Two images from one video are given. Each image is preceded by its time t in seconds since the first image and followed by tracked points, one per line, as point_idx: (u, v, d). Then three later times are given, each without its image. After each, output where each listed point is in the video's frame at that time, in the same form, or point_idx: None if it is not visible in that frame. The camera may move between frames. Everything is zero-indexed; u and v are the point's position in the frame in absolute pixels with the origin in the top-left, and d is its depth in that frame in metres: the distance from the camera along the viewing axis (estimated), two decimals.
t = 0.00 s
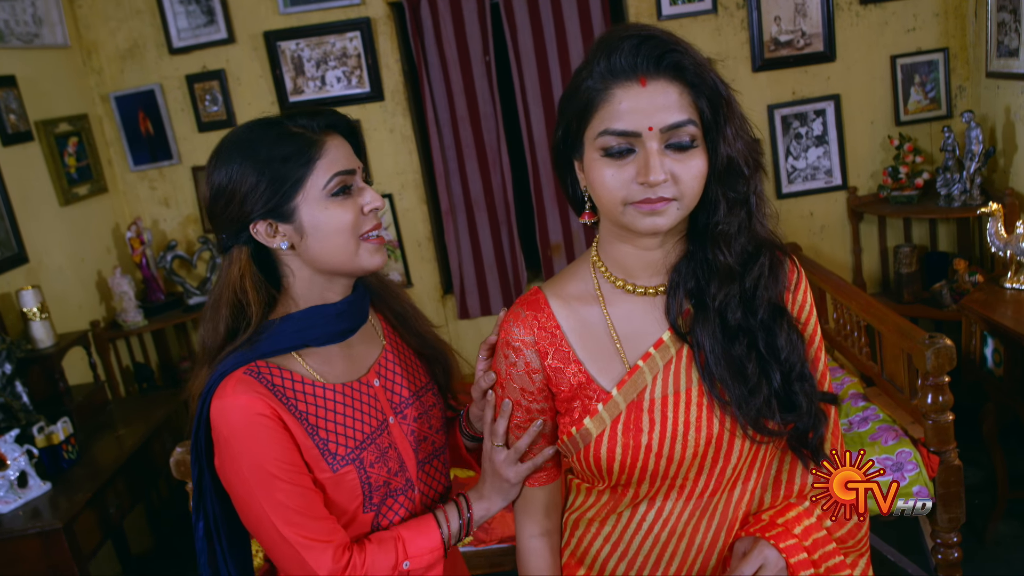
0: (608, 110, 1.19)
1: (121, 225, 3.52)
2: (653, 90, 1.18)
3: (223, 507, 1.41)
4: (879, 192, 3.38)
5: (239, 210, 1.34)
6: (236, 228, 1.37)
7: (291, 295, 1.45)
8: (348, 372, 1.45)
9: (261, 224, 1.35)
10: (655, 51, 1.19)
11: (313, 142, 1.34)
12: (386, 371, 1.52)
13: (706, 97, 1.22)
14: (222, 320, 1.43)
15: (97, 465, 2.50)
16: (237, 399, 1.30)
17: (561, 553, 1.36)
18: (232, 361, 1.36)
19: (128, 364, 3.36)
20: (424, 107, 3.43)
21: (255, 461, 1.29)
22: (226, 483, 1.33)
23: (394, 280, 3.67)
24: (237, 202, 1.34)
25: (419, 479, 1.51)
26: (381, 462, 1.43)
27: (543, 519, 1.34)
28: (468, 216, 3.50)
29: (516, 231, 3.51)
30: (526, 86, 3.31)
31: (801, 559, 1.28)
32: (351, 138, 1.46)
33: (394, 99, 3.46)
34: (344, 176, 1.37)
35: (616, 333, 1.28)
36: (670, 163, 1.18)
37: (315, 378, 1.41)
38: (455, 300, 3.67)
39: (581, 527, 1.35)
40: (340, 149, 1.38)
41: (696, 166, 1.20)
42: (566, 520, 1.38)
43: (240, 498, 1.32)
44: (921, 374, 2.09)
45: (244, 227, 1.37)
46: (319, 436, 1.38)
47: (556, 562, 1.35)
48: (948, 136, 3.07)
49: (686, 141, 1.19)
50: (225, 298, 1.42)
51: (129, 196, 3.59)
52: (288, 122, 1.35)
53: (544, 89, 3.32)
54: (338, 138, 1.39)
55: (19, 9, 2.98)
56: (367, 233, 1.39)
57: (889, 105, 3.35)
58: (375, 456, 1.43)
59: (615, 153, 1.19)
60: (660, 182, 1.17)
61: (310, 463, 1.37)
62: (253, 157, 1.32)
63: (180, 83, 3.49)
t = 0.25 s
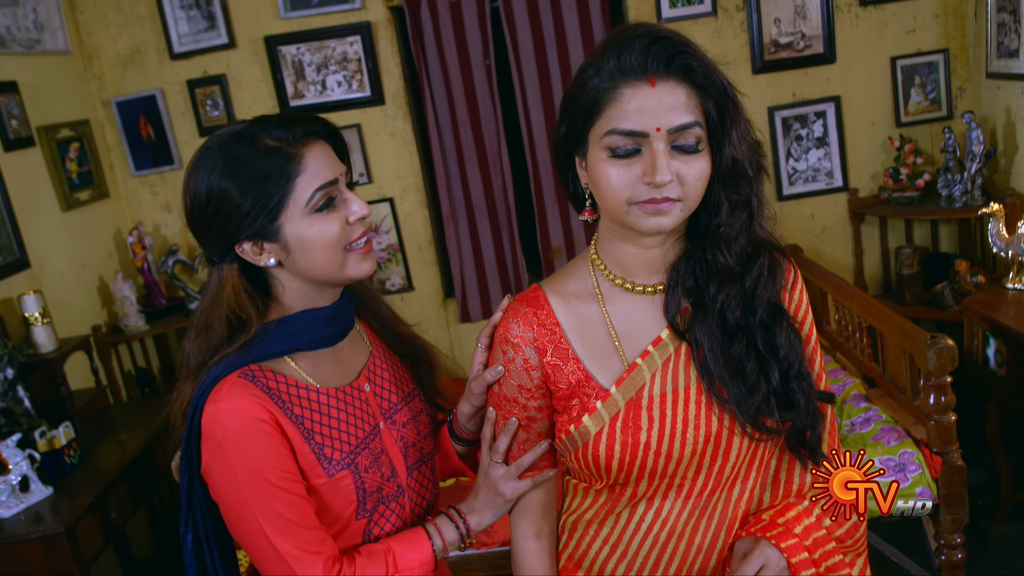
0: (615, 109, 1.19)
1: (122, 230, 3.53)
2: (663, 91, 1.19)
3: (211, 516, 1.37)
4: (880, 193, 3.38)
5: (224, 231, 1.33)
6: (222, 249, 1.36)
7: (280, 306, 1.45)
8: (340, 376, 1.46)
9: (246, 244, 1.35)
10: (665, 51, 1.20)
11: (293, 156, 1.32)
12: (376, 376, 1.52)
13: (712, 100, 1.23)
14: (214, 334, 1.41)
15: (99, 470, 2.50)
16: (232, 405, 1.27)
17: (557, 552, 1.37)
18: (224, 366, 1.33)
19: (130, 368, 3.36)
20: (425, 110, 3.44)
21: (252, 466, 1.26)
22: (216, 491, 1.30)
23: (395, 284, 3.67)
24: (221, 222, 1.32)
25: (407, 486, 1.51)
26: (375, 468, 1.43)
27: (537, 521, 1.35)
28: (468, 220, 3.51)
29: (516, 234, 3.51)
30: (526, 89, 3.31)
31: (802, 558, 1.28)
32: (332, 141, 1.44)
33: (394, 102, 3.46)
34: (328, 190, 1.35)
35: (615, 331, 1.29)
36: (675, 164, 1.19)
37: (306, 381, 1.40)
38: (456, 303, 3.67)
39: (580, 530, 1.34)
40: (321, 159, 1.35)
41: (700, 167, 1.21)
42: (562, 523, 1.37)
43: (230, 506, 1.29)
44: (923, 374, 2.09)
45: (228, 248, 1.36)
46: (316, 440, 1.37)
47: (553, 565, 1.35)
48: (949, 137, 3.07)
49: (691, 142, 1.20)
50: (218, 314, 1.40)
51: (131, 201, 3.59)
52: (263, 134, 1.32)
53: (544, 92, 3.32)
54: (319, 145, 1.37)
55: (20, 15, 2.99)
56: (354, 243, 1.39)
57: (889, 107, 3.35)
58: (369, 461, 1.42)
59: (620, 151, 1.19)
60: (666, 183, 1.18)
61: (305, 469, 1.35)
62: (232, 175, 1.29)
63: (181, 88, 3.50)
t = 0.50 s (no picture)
0: (610, 106, 1.20)
1: (123, 234, 3.53)
2: (658, 89, 1.20)
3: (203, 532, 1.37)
4: (880, 197, 3.38)
5: (220, 214, 1.34)
6: (218, 233, 1.37)
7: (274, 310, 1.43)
8: (333, 391, 1.44)
9: (241, 230, 1.34)
10: (660, 49, 1.22)
11: (301, 150, 1.35)
12: (367, 388, 1.51)
13: (706, 99, 1.25)
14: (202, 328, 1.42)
15: (99, 473, 2.50)
16: (225, 418, 1.27)
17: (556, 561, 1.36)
18: (217, 377, 1.33)
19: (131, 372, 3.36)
20: (425, 114, 3.44)
21: (244, 479, 1.26)
22: (208, 505, 1.30)
23: (396, 288, 3.68)
24: (219, 205, 1.34)
25: (400, 502, 1.49)
26: (368, 482, 1.41)
27: (535, 525, 1.34)
28: (469, 223, 3.51)
29: (517, 238, 3.51)
30: (527, 92, 3.32)
31: (802, 558, 1.27)
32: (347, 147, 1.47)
33: (395, 106, 3.47)
34: (332, 187, 1.35)
35: (609, 332, 1.29)
36: (670, 161, 1.20)
37: (300, 396, 1.38)
38: (457, 307, 3.67)
39: (577, 532, 1.34)
40: (329, 159, 1.37)
41: (695, 165, 1.22)
42: (560, 526, 1.37)
43: (225, 520, 1.28)
44: (925, 377, 2.08)
45: (223, 232, 1.36)
46: (312, 457, 1.35)
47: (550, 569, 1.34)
48: (949, 140, 3.07)
49: (686, 140, 1.21)
50: (206, 306, 1.41)
51: (132, 205, 3.60)
52: (280, 129, 1.36)
53: (544, 95, 3.32)
54: (328, 147, 1.39)
55: (22, 19, 3.00)
56: (351, 248, 1.37)
57: (889, 110, 3.36)
58: (363, 477, 1.41)
59: (614, 148, 1.20)
60: (661, 179, 1.18)
61: (300, 484, 1.34)
62: (237, 161, 1.32)
63: (182, 92, 3.50)
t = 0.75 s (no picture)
0: (588, 105, 1.22)
1: (123, 234, 3.53)
2: (634, 82, 1.22)
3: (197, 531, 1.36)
4: (880, 199, 3.38)
5: (218, 225, 1.32)
6: (213, 243, 1.35)
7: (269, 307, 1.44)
8: (326, 391, 1.44)
9: (241, 239, 1.34)
10: (636, 44, 1.24)
11: (296, 153, 1.34)
12: (361, 388, 1.51)
13: (683, 90, 1.26)
14: (203, 338, 1.38)
15: (98, 472, 2.49)
16: (219, 419, 1.26)
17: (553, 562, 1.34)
18: (212, 376, 1.32)
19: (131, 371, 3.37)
20: (426, 115, 3.44)
21: (237, 480, 1.26)
22: (201, 506, 1.29)
23: (396, 288, 3.68)
24: (216, 217, 1.32)
25: (394, 503, 1.48)
26: (363, 484, 1.41)
27: (532, 529, 1.33)
28: (469, 224, 3.51)
29: (517, 239, 3.50)
30: (527, 93, 3.32)
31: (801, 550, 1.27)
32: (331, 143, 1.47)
33: (396, 107, 3.47)
34: (330, 188, 1.37)
35: (602, 333, 1.29)
36: (653, 154, 1.20)
37: (295, 397, 1.38)
38: (457, 308, 3.67)
39: (572, 532, 1.33)
40: (322, 157, 1.38)
41: (680, 158, 1.22)
42: (555, 527, 1.35)
43: (218, 522, 1.28)
44: (925, 378, 2.08)
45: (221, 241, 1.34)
46: (307, 457, 1.35)
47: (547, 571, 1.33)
48: (950, 142, 3.07)
49: (668, 130, 1.22)
50: (203, 318, 1.38)
51: (132, 205, 3.60)
52: (268, 130, 1.34)
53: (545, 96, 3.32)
54: (318, 144, 1.39)
55: (23, 19, 3.01)
56: (353, 247, 1.40)
57: (889, 112, 3.36)
58: (358, 478, 1.40)
59: (597, 146, 1.21)
60: (645, 172, 1.19)
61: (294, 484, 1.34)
62: (233, 169, 1.30)
63: (183, 92, 3.51)
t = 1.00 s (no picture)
0: (572, 106, 1.23)
1: (123, 231, 3.53)
2: (614, 78, 1.23)
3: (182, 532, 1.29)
4: (881, 201, 3.38)
5: (189, 213, 1.28)
6: (187, 232, 1.31)
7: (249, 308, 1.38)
8: (312, 386, 1.38)
9: (212, 226, 1.29)
10: (618, 41, 1.26)
11: (267, 140, 1.30)
12: (349, 384, 1.45)
13: (665, 86, 1.26)
14: (177, 331, 1.35)
15: (96, 468, 2.49)
16: (198, 416, 1.20)
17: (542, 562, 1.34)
18: (193, 374, 1.26)
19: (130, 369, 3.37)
20: (427, 114, 3.44)
21: (218, 480, 1.18)
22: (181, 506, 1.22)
23: (396, 287, 3.67)
24: (187, 205, 1.28)
25: (384, 500, 1.41)
26: (350, 480, 1.34)
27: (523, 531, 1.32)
28: (470, 224, 3.51)
29: (518, 239, 3.50)
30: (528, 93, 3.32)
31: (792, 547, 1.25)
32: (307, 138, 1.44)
33: (397, 106, 3.47)
34: (302, 175, 1.31)
35: (597, 333, 1.29)
36: (640, 147, 1.21)
37: (278, 393, 1.31)
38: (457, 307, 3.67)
39: (561, 530, 1.32)
40: (296, 146, 1.33)
41: (669, 152, 1.22)
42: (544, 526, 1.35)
43: (197, 523, 1.21)
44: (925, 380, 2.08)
45: (194, 228, 1.30)
46: (290, 454, 1.29)
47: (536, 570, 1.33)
48: (951, 145, 3.06)
49: (653, 123, 1.22)
50: (180, 306, 1.34)
51: (133, 202, 3.59)
52: (241, 121, 1.31)
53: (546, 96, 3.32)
54: (293, 135, 1.36)
55: (25, 15, 3.01)
56: (326, 235, 1.33)
57: (890, 115, 3.36)
58: (344, 474, 1.33)
59: (585, 145, 1.22)
60: (633, 164, 1.19)
61: (277, 483, 1.27)
62: (203, 156, 1.26)
63: (184, 90, 3.51)
